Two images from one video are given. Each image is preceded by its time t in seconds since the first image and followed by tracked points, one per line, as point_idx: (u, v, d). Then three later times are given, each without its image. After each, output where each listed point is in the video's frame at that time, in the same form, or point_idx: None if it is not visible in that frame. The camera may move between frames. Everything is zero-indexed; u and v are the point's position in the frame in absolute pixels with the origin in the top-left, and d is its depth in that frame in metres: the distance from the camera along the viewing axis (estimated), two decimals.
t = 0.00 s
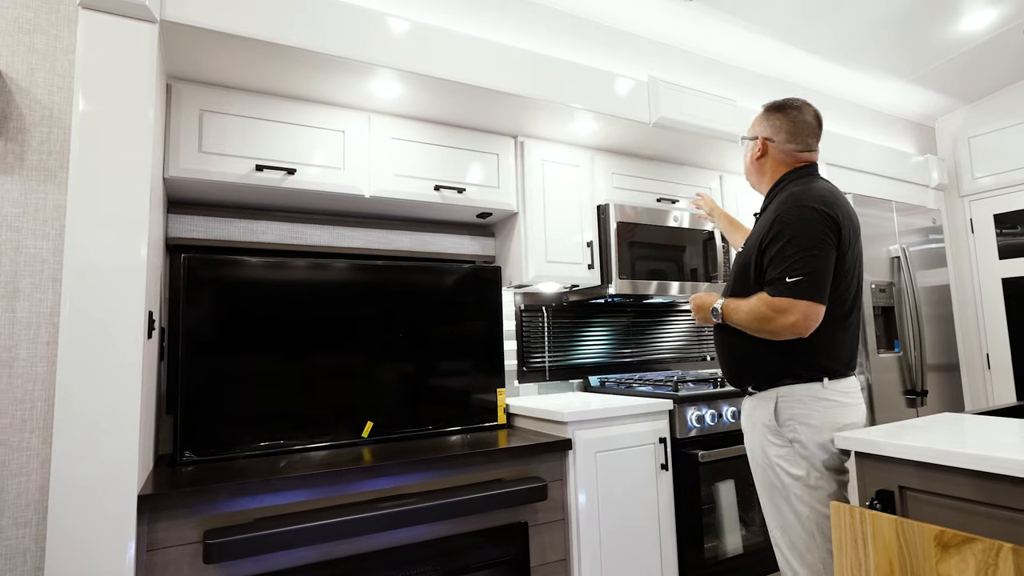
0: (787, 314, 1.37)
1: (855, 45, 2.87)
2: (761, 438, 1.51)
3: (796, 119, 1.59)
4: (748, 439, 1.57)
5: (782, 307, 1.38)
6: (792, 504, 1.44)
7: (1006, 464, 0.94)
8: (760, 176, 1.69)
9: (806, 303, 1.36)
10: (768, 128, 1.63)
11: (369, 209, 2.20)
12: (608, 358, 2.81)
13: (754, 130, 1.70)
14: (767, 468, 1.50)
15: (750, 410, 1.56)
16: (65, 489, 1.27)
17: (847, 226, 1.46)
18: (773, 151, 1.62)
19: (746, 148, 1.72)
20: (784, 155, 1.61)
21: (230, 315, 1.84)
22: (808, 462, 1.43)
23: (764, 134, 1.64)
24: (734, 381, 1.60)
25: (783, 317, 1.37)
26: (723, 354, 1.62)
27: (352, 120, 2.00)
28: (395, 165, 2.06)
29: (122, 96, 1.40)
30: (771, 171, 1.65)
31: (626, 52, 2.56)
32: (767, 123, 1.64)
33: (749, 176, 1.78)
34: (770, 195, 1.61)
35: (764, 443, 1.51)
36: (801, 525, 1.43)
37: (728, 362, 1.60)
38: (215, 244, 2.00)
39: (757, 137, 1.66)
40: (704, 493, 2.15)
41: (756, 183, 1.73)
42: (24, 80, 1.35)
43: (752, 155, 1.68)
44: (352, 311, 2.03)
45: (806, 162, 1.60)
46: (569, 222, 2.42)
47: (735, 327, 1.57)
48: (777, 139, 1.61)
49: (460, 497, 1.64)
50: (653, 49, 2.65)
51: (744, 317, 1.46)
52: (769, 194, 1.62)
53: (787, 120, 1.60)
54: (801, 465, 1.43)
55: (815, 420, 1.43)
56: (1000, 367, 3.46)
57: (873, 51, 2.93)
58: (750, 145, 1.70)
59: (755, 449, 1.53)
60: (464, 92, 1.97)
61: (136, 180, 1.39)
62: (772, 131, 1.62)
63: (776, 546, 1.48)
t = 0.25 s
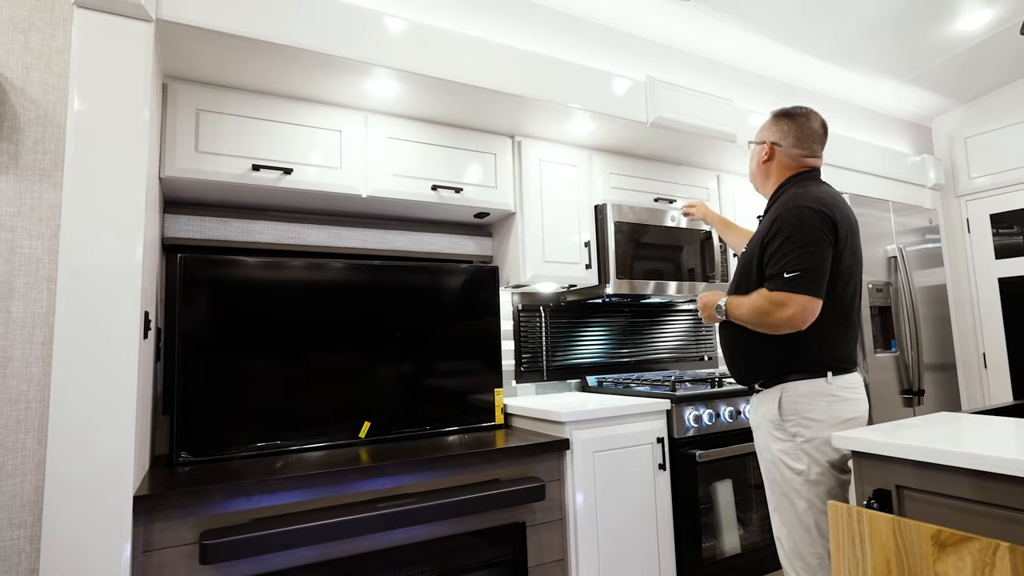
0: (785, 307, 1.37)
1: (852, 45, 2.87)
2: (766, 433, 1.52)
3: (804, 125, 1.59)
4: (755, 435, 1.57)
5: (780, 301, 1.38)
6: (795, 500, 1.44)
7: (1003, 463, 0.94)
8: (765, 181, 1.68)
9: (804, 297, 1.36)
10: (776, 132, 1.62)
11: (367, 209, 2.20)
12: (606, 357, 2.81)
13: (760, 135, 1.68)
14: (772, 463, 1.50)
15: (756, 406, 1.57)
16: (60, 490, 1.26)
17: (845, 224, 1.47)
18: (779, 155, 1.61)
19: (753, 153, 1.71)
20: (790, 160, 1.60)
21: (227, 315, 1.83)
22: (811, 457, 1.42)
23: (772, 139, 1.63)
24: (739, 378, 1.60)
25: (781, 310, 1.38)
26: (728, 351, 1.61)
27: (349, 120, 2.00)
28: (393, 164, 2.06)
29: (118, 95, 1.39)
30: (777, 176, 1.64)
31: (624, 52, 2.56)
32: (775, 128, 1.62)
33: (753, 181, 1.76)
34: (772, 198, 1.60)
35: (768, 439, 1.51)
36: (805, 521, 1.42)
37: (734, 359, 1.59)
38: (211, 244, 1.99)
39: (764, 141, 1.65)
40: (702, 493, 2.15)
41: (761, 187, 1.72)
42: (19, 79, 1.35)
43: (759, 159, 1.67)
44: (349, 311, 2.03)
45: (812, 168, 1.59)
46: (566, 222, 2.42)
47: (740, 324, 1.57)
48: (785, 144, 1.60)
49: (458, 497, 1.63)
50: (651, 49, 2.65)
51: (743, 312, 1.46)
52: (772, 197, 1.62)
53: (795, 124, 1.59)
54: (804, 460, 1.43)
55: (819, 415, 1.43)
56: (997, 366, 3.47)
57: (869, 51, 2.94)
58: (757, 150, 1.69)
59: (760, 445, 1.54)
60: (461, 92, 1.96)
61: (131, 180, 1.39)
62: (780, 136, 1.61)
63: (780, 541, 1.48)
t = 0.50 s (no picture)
0: (810, 305, 1.40)
1: (849, 45, 2.88)
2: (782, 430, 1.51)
3: (805, 142, 1.63)
4: (767, 433, 1.56)
5: (805, 300, 1.40)
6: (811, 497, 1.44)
7: (998, 462, 0.95)
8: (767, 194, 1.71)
9: (828, 295, 1.39)
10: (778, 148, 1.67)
11: (364, 209, 2.19)
12: (603, 357, 2.81)
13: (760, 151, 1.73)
14: (787, 460, 1.49)
15: (768, 404, 1.56)
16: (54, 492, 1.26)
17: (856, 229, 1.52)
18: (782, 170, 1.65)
19: (752, 168, 1.75)
20: (793, 174, 1.64)
21: (223, 315, 1.83)
22: (829, 454, 1.43)
23: (774, 154, 1.67)
24: (751, 379, 1.60)
25: (807, 308, 1.40)
26: (740, 353, 1.62)
27: (346, 119, 1.99)
28: (389, 164, 2.05)
29: (112, 95, 1.39)
30: (780, 189, 1.68)
31: (621, 51, 2.56)
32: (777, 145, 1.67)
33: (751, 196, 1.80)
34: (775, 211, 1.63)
35: (784, 436, 1.50)
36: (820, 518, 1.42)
37: (746, 360, 1.60)
38: (207, 244, 1.99)
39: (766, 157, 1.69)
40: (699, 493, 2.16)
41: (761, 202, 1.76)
42: (13, 79, 1.34)
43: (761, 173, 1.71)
44: (346, 312, 2.02)
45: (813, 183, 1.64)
46: (563, 222, 2.42)
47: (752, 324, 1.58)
48: (787, 159, 1.65)
49: (455, 497, 1.63)
50: (648, 49, 2.65)
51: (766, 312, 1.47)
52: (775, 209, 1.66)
53: (796, 141, 1.64)
54: (822, 456, 1.43)
55: (834, 412, 1.44)
56: (993, 366, 3.48)
57: (866, 51, 2.95)
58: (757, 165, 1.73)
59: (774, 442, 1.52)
60: (458, 92, 1.96)
61: (126, 180, 1.38)
62: (782, 151, 1.66)
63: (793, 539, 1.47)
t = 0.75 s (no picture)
0: (830, 297, 1.50)
1: (843, 46, 2.89)
2: (792, 419, 1.60)
3: (807, 148, 1.77)
4: (775, 422, 1.65)
5: (825, 293, 1.50)
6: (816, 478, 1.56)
7: (990, 461, 0.95)
8: (771, 196, 1.81)
9: (845, 289, 1.50)
10: (783, 153, 1.78)
11: (359, 209, 2.19)
12: (599, 357, 2.82)
13: (761, 156, 1.83)
14: (796, 446, 1.59)
15: (777, 394, 1.65)
16: (45, 494, 1.25)
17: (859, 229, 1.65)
18: (788, 174, 1.76)
19: (754, 172, 1.85)
20: (797, 178, 1.75)
21: (218, 315, 1.82)
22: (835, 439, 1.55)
23: (780, 159, 1.78)
24: (758, 372, 1.69)
25: (828, 300, 1.50)
26: (748, 346, 1.71)
27: (340, 119, 1.98)
28: (384, 164, 2.05)
29: (104, 94, 1.38)
30: (784, 192, 1.78)
31: (616, 51, 2.56)
32: (782, 150, 1.78)
33: (750, 198, 1.90)
34: (781, 212, 1.74)
35: (794, 423, 1.60)
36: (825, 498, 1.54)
37: (754, 352, 1.69)
38: (200, 244, 1.98)
39: (771, 161, 1.80)
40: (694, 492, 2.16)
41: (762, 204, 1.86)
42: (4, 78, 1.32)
43: (765, 176, 1.80)
44: (341, 312, 2.01)
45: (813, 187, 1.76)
46: (558, 222, 2.42)
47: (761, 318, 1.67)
48: (793, 164, 1.76)
49: (451, 497, 1.63)
50: (643, 49, 2.65)
51: (785, 304, 1.56)
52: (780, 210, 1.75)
53: (801, 147, 1.76)
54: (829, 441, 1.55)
55: (841, 401, 1.56)
56: (985, 365, 3.50)
57: (859, 51, 2.96)
58: (761, 169, 1.82)
59: (784, 430, 1.61)
60: (452, 91, 1.96)
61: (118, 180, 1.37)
62: (788, 156, 1.77)
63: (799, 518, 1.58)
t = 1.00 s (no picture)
0: (841, 296, 1.50)
1: (837, 46, 2.90)
2: (791, 418, 1.61)
3: (820, 148, 1.77)
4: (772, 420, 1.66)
5: (836, 291, 1.51)
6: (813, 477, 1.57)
7: (983, 459, 0.96)
8: (783, 196, 1.81)
9: (855, 288, 1.51)
10: (797, 153, 1.77)
11: (353, 209, 2.18)
12: (594, 356, 2.82)
13: (774, 155, 1.82)
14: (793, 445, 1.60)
15: (774, 392, 1.66)
16: (36, 496, 1.24)
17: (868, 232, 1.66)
18: (801, 174, 1.76)
19: (765, 170, 1.85)
20: (810, 177, 1.76)
21: (211, 315, 1.81)
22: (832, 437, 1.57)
23: (794, 159, 1.77)
24: (758, 369, 1.71)
25: (839, 298, 1.51)
26: (750, 343, 1.73)
27: (335, 118, 1.98)
28: (379, 163, 2.04)
29: (96, 92, 1.37)
30: (796, 191, 1.78)
31: (612, 50, 2.56)
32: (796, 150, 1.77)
33: (760, 195, 1.89)
34: (791, 212, 1.74)
35: (792, 422, 1.60)
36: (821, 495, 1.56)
37: (755, 350, 1.71)
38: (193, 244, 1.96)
39: (784, 160, 1.79)
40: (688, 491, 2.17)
41: (772, 202, 1.86)
42: None
43: (778, 175, 1.80)
44: (336, 312, 2.01)
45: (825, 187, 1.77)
46: (554, 222, 2.42)
47: (764, 315, 1.68)
48: (807, 164, 1.76)
49: (446, 497, 1.62)
50: (639, 49, 2.65)
51: (795, 301, 1.55)
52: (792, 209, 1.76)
53: (814, 146, 1.76)
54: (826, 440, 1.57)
55: (839, 400, 1.58)
56: (977, 364, 3.53)
57: (853, 52, 2.97)
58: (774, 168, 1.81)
59: (782, 429, 1.62)
60: (448, 90, 1.95)
61: (110, 179, 1.36)
62: (801, 156, 1.76)
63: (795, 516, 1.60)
